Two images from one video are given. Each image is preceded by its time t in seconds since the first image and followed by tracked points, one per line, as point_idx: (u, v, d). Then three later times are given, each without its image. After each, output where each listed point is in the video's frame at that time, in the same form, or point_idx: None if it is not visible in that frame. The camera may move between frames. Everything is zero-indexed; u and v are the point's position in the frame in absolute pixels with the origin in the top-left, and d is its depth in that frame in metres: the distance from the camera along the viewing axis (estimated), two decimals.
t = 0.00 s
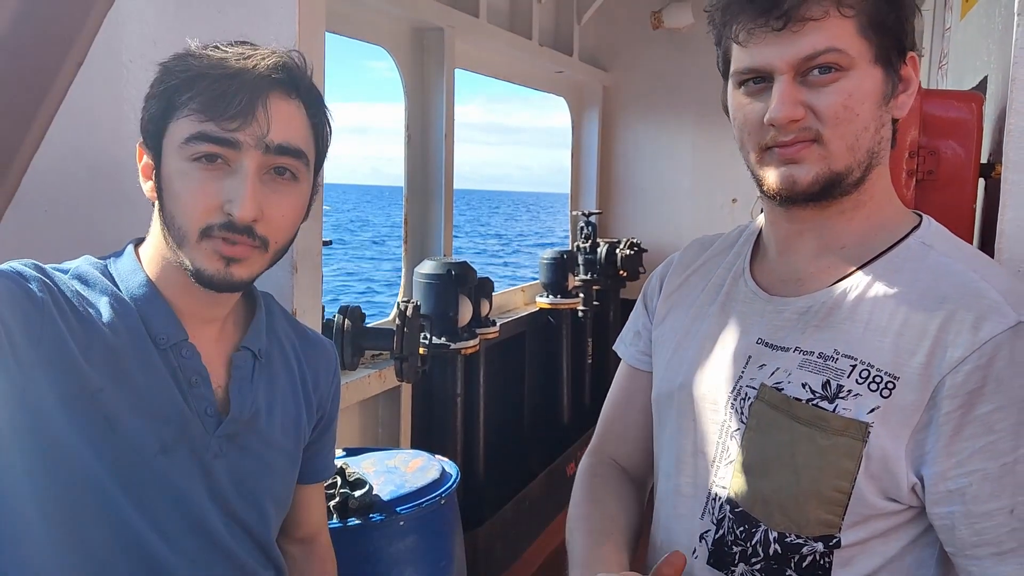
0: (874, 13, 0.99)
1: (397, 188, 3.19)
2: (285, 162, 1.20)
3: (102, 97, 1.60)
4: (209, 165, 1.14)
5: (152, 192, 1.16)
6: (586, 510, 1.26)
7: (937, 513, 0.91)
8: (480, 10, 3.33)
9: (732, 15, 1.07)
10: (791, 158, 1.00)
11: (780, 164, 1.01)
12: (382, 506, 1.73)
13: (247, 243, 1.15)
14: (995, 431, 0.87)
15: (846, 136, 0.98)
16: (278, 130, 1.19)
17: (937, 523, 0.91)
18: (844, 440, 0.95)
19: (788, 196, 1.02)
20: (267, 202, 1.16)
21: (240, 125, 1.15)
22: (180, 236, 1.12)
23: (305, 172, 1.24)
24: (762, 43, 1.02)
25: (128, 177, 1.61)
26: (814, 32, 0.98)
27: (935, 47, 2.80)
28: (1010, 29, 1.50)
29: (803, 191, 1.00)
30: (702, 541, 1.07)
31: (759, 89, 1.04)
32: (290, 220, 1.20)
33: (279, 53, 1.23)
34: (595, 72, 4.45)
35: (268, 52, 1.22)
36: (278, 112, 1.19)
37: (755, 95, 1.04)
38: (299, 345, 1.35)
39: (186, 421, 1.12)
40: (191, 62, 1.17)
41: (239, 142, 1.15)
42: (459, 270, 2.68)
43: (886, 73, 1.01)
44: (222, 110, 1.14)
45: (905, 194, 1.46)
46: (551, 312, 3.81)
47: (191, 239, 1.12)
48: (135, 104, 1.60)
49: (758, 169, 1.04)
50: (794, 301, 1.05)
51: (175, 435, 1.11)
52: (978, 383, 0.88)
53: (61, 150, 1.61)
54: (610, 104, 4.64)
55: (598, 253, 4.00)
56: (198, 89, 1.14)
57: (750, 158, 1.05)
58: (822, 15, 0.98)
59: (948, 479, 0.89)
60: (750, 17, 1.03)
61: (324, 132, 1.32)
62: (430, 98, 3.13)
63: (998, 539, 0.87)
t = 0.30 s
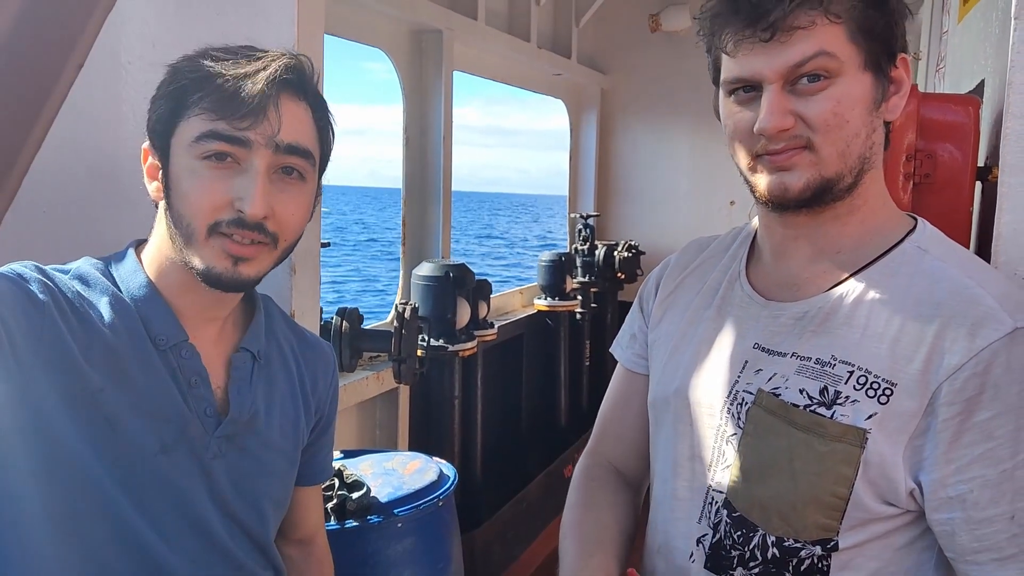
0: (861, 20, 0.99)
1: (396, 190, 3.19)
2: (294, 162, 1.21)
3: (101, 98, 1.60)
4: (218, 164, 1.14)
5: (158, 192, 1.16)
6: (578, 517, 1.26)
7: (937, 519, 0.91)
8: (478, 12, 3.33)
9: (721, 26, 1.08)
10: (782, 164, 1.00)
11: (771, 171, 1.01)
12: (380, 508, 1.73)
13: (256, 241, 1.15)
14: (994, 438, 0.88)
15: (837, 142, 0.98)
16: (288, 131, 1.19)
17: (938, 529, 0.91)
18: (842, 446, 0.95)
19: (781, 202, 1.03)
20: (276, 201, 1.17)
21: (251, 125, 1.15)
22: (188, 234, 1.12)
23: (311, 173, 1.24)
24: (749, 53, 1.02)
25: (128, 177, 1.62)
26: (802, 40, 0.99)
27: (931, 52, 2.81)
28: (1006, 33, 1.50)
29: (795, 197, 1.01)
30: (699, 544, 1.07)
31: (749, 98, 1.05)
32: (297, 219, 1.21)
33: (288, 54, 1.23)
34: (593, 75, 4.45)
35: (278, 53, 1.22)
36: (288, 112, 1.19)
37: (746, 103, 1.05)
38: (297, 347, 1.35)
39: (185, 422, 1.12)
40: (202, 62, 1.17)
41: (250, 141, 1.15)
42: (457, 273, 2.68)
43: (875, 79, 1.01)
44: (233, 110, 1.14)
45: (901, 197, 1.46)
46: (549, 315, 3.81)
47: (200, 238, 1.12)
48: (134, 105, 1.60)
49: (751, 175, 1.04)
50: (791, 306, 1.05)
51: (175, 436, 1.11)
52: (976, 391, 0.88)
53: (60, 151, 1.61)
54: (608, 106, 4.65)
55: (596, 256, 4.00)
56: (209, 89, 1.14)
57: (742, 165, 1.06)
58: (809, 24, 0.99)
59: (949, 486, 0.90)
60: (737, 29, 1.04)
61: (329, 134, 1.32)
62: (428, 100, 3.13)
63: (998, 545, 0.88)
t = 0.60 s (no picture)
0: (853, 25, 0.99)
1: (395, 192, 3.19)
2: (299, 166, 1.20)
3: (100, 100, 1.60)
4: (225, 169, 1.14)
5: (163, 195, 1.16)
6: (570, 518, 1.27)
7: (937, 523, 0.91)
8: (477, 15, 3.34)
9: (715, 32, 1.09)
10: (774, 168, 1.01)
11: (761, 174, 1.02)
12: (378, 510, 1.72)
13: (262, 244, 1.15)
14: (994, 441, 0.88)
15: (827, 146, 0.99)
16: (292, 136, 1.19)
17: (938, 533, 0.91)
18: (839, 448, 0.95)
19: (772, 205, 1.03)
20: (280, 205, 1.17)
21: (256, 130, 1.15)
22: (193, 238, 1.12)
23: (315, 176, 1.24)
24: (738, 58, 1.03)
25: (125, 180, 1.60)
26: (791, 46, 0.99)
27: (928, 55, 2.81)
28: (1005, 37, 1.50)
29: (785, 201, 1.02)
30: (697, 546, 1.07)
31: (739, 103, 1.06)
32: (301, 222, 1.21)
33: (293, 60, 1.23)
34: (592, 78, 4.46)
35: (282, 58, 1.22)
36: (293, 118, 1.19)
37: (737, 108, 1.06)
38: (300, 348, 1.34)
39: (188, 423, 1.12)
40: (208, 68, 1.17)
41: (254, 145, 1.15)
42: (455, 275, 2.69)
43: (868, 84, 1.01)
44: (239, 115, 1.14)
45: (899, 200, 1.45)
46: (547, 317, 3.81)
47: (205, 242, 1.12)
48: (133, 107, 1.59)
49: (744, 178, 1.05)
50: (788, 308, 1.05)
51: (176, 438, 1.11)
52: (976, 394, 0.88)
53: (60, 153, 1.61)
54: (606, 109, 4.65)
55: (594, 258, 4.00)
56: (214, 94, 1.14)
57: (735, 168, 1.07)
58: (799, 29, 0.99)
59: (949, 490, 0.90)
60: (727, 36, 1.05)
61: (332, 137, 1.32)
62: (427, 102, 3.14)
63: (1000, 548, 0.88)
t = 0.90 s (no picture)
0: (830, 29, 1.00)
1: (394, 196, 3.19)
2: (277, 170, 1.10)
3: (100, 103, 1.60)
4: (200, 179, 1.05)
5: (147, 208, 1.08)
6: (571, 524, 1.27)
7: (939, 529, 0.91)
8: (477, 19, 3.34)
9: (698, 41, 1.10)
10: (760, 174, 1.02)
11: (748, 180, 1.04)
12: (378, 513, 1.72)
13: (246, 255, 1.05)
14: (995, 446, 0.88)
15: (809, 150, 1.00)
16: (266, 140, 1.09)
17: (940, 539, 0.91)
18: (837, 454, 0.95)
19: (760, 212, 1.04)
20: (261, 213, 1.06)
21: (228, 138, 1.06)
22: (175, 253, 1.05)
23: (299, 179, 1.13)
24: (719, 67, 1.05)
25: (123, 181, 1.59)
26: (767, 53, 1.00)
27: (928, 61, 2.82)
28: (1003, 44, 1.51)
29: (772, 207, 1.03)
30: (696, 552, 1.07)
31: (723, 110, 1.07)
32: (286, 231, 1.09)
33: (264, 61, 1.15)
34: (591, 81, 4.47)
35: (254, 60, 1.14)
36: (269, 123, 1.10)
37: (723, 115, 1.08)
38: (299, 351, 1.34)
39: (184, 427, 1.11)
40: (177, 74, 1.09)
41: (227, 155, 1.06)
42: (454, 278, 2.69)
43: (849, 87, 1.01)
44: (208, 123, 1.05)
45: (898, 205, 1.46)
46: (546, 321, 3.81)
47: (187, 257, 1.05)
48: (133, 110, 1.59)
49: (734, 183, 1.07)
50: (787, 314, 1.05)
51: (173, 442, 1.11)
52: (976, 398, 0.88)
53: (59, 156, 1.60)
54: (605, 113, 4.66)
55: (593, 262, 4.00)
56: (184, 102, 1.05)
57: (727, 174, 1.08)
58: (774, 36, 1.00)
59: (951, 496, 0.89)
60: (707, 46, 1.07)
61: (317, 135, 1.22)
62: (427, 106, 3.14)
63: (1003, 554, 0.88)
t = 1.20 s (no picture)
0: (820, 37, 1.00)
1: (393, 201, 3.20)
2: (301, 179, 1.20)
3: (102, 110, 1.61)
4: (227, 183, 1.14)
5: (166, 206, 1.16)
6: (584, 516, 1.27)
7: (926, 534, 0.91)
8: (477, 25, 3.35)
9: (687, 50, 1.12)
10: (755, 183, 1.03)
11: (741, 189, 1.04)
12: (376, 519, 1.73)
13: (266, 257, 1.15)
14: (984, 452, 0.87)
15: (800, 158, 1.00)
16: (296, 150, 1.19)
17: (927, 544, 0.92)
18: (828, 462, 0.96)
19: (753, 220, 1.05)
20: (283, 219, 1.17)
21: (259, 145, 1.15)
22: (195, 249, 1.12)
23: (320, 189, 1.24)
24: (710, 77, 1.06)
25: (123, 187, 1.60)
26: (757, 62, 1.01)
27: (927, 66, 2.81)
28: (1001, 51, 1.51)
29: (764, 215, 1.03)
30: (691, 559, 1.07)
31: (715, 119, 1.09)
32: (305, 234, 1.21)
33: (291, 74, 1.23)
34: (590, 86, 4.48)
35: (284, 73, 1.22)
36: (297, 134, 1.19)
37: (715, 124, 1.09)
38: (298, 359, 1.34)
39: (186, 433, 1.12)
40: (211, 83, 1.17)
41: (257, 161, 1.15)
42: (454, 283, 2.69)
43: (840, 94, 1.01)
44: (242, 130, 1.14)
45: (894, 213, 1.46)
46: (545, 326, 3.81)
47: (207, 255, 1.12)
48: (133, 118, 1.60)
49: (729, 192, 1.08)
50: (782, 322, 1.05)
51: (176, 447, 1.11)
52: (965, 405, 0.88)
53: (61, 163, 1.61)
54: (605, 118, 4.67)
55: (593, 267, 4.02)
56: (218, 109, 1.14)
57: (721, 183, 1.09)
58: (765, 45, 1.01)
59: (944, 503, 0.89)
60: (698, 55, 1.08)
61: (334, 148, 1.31)
62: (427, 112, 3.15)
63: (988, 560, 0.88)
